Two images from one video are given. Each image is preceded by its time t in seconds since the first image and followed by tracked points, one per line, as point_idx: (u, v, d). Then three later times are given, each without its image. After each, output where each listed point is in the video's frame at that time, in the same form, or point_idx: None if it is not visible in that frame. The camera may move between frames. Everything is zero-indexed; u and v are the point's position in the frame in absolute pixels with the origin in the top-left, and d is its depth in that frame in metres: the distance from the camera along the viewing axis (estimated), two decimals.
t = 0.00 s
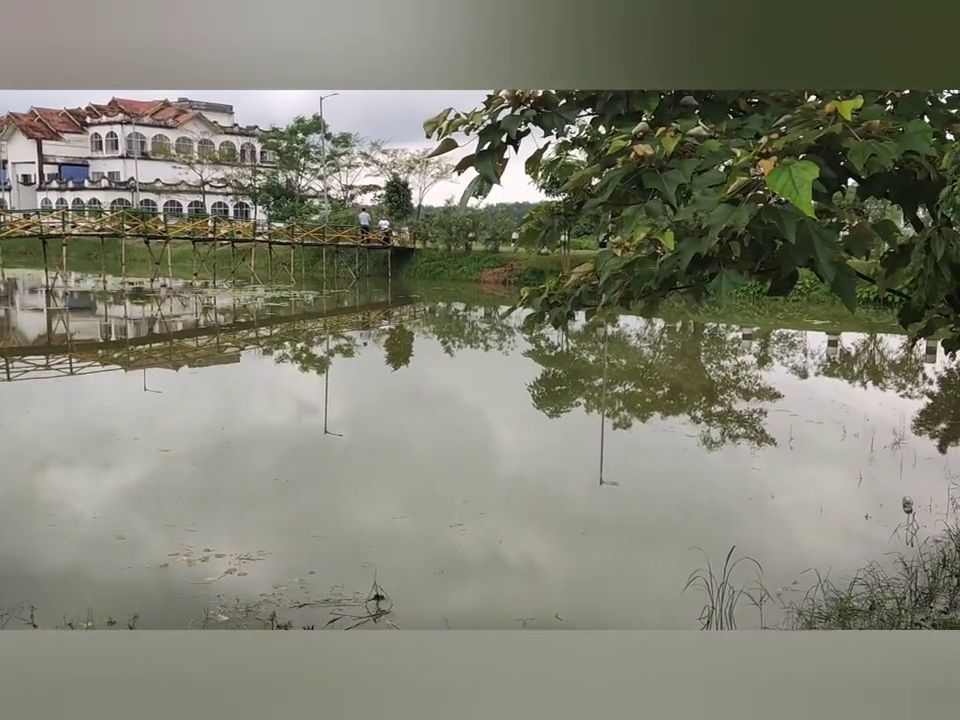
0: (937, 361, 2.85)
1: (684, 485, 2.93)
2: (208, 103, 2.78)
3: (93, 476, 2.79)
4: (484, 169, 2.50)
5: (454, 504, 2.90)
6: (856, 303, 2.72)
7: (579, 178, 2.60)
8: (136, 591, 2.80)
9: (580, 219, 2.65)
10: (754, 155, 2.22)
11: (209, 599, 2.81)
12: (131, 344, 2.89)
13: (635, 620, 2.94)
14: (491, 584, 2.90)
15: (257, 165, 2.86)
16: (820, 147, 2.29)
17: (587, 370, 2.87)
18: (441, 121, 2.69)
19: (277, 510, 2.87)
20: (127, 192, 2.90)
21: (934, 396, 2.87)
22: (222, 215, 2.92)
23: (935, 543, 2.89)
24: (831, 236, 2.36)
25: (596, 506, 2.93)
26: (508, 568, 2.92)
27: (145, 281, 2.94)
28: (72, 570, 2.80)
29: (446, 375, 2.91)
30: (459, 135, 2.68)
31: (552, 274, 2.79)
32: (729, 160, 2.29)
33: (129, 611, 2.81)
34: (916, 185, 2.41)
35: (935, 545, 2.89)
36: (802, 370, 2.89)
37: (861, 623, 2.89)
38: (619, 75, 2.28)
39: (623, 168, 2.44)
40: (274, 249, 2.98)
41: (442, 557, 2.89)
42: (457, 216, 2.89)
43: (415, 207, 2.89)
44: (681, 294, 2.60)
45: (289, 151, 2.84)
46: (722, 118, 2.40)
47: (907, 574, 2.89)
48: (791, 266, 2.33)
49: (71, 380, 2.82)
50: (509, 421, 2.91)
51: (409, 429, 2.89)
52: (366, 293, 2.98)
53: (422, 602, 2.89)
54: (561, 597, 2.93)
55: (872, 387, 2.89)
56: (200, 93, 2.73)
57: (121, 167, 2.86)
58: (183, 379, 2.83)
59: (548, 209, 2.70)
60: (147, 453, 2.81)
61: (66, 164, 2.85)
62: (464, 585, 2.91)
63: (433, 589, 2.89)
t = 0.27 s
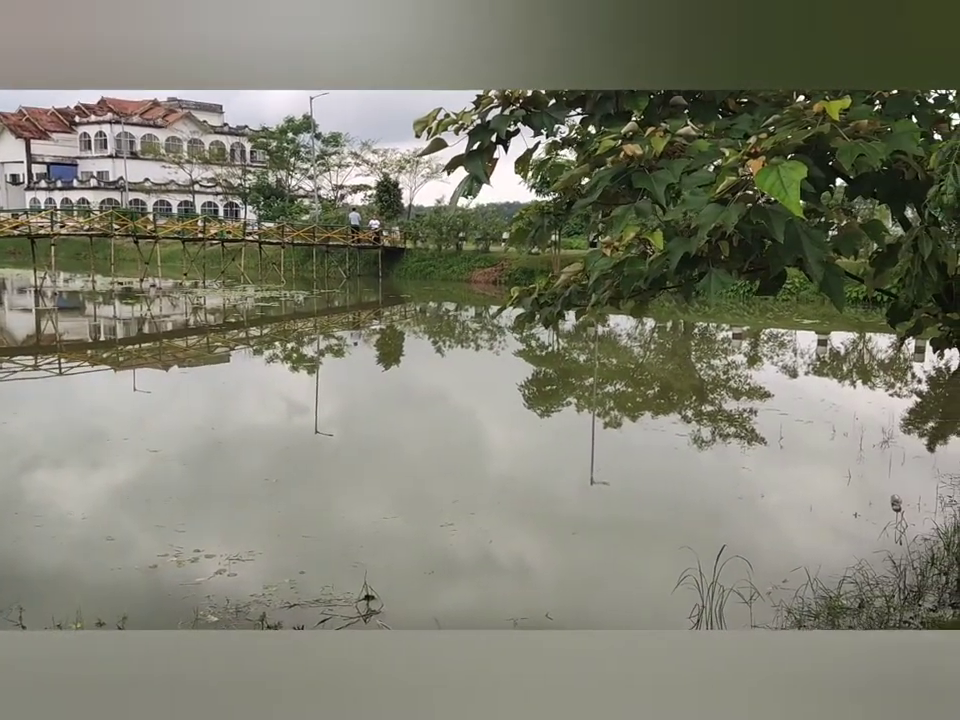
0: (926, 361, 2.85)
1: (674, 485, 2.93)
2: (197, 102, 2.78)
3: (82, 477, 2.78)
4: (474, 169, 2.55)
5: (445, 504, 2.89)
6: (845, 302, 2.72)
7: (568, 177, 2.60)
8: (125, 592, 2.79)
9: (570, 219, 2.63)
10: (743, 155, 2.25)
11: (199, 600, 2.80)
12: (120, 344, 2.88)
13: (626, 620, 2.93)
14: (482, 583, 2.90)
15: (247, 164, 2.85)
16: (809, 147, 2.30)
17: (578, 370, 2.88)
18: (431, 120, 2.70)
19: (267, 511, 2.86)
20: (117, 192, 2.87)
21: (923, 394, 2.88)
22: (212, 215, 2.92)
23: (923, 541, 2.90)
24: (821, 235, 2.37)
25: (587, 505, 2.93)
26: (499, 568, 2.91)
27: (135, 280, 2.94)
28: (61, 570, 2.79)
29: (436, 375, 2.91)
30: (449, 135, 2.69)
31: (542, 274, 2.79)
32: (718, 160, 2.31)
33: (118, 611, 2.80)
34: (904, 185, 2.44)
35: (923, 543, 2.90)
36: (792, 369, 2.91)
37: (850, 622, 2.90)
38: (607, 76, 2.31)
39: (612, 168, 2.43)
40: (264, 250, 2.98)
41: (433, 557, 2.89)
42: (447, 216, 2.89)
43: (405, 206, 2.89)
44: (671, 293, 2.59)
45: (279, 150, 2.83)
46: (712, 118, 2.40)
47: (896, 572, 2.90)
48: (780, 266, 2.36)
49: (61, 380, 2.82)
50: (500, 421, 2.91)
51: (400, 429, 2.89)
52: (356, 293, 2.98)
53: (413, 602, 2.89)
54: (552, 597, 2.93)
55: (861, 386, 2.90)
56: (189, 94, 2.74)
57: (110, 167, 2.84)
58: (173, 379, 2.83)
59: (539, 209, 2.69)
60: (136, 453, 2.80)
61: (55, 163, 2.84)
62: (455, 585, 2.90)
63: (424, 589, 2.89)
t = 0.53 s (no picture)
0: (919, 360, 2.86)
1: (669, 484, 2.93)
2: (190, 102, 2.76)
3: (76, 477, 2.77)
4: (468, 169, 2.53)
5: (440, 505, 2.89)
6: (840, 303, 2.76)
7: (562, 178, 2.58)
8: (119, 593, 2.79)
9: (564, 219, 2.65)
10: (736, 155, 2.26)
11: (192, 600, 2.80)
12: (113, 344, 2.88)
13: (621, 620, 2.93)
14: (476, 583, 2.90)
15: (240, 163, 2.84)
16: (803, 147, 2.31)
17: (572, 370, 2.87)
18: (422, 119, 2.70)
19: (262, 512, 2.86)
20: (110, 192, 2.89)
21: (915, 394, 2.89)
22: (206, 215, 2.91)
23: (916, 540, 2.91)
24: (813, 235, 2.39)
25: (580, 506, 2.93)
26: (493, 568, 2.91)
27: (128, 280, 2.93)
28: (54, 571, 2.78)
29: (430, 375, 2.91)
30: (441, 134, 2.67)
31: (536, 274, 2.80)
32: (712, 160, 2.31)
33: (111, 612, 2.79)
34: (895, 185, 2.45)
35: (916, 542, 2.91)
36: (785, 368, 2.91)
37: (843, 620, 2.92)
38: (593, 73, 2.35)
39: (605, 168, 2.43)
40: (259, 251, 2.98)
41: (427, 558, 2.89)
42: (441, 216, 2.91)
43: (399, 207, 2.91)
44: (665, 293, 2.61)
45: (273, 150, 2.83)
46: (704, 118, 2.40)
47: (889, 571, 2.91)
48: (773, 266, 2.33)
49: (54, 381, 2.80)
50: (494, 421, 2.91)
51: (394, 429, 2.88)
52: (349, 292, 2.98)
53: (407, 603, 2.89)
54: (547, 598, 2.93)
55: (855, 386, 2.91)
56: (184, 93, 2.73)
57: (103, 167, 2.85)
58: (166, 379, 2.82)
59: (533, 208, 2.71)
60: (129, 454, 2.79)
61: (47, 163, 2.84)
62: (450, 586, 2.90)
63: (418, 591, 2.88)
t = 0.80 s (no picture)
0: (917, 361, 2.86)
1: (668, 485, 2.93)
2: (188, 102, 2.74)
3: (75, 478, 2.77)
4: (467, 168, 2.32)
5: (439, 505, 2.89)
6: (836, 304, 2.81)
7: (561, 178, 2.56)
8: (117, 594, 2.79)
9: (562, 218, 2.64)
10: (734, 154, 2.22)
11: (191, 601, 2.79)
12: (111, 344, 2.88)
13: (620, 621, 2.93)
14: (475, 583, 2.90)
15: (239, 163, 2.84)
16: (800, 148, 2.30)
17: (571, 371, 2.88)
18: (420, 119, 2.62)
19: (261, 512, 2.86)
20: (108, 192, 2.89)
21: (914, 394, 2.89)
22: (204, 215, 2.92)
23: (915, 540, 2.91)
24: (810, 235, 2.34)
25: (579, 506, 2.93)
26: (491, 568, 2.91)
27: (126, 280, 2.92)
28: (53, 572, 2.78)
29: (429, 375, 2.90)
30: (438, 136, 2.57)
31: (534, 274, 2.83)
32: (710, 160, 2.28)
33: (110, 612, 2.79)
34: (894, 184, 2.40)
35: (914, 542, 2.91)
36: (784, 368, 2.91)
37: (841, 620, 2.92)
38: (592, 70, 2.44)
39: (602, 167, 2.33)
40: (258, 252, 2.99)
41: (426, 558, 2.88)
42: (440, 217, 2.91)
43: (398, 208, 2.93)
44: (663, 293, 2.65)
45: (271, 150, 2.81)
46: (702, 118, 2.39)
47: (887, 571, 2.91)
48: (770, 266, 2.30)
49: (52, 381, 2.80)
50: (493, 421, 2.91)
51: (392, 429, 2.88)
52: (347, 291, 2.98)
53: (406, 603, 2.89)
54: (546, 598, 2.92)
55: (853, 386, 2.91)
56: (183, 92, 2.70)
57: (101, 167, 2.85)
58: (164, 380, 2.82)
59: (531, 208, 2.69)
60: (127, 454, 2.79)
61: (45, 164, 2.85)
62: (449, 586, 2.90)
63: (417, 592, 2.88)
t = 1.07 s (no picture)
0: (920, 361, 2.86)
1: (670, 485, 2.92)
2: (191, 103, 2.75)
3: (78, 479, 2.78)
4: (468, 168, 2.39)
5: (441, 505, 2.89)
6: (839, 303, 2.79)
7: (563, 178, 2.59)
8: (120, 594, 2.79)
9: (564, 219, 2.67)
10: (737, 155, 2.20)
11: (193, 602, 2.80)
12: (114, 345, 2.88)
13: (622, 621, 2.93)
14: (477, 583, 2.90)
15: (241, 164, 2.84)
16: (803, 148, 2.30)
17: (573, 371, 2.87)
18: (422, 120, 2.65)
19: (264, 513, 2.86)
20: (110, 193, 2.89)
21: (917, 394, 2.89)
22: (206, 215, 2.91)
23: (918, 540, 2.91)
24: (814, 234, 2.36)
25: (582, 506, 2.92)
26: (493, 568, 2.91)
27: (129, 281, 2.93)
28: (56, 573, 2.78)
29: (430, 375, 2.90)
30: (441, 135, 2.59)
31: (537, 274, 2.80)
32: (713, 160, 2.26)
33: (113, 612, 2.80)
34: (897, 184, 2.44)
35: (918, 543, 2.91)
36: (786, 369, 2.91)
37: (844, 621, 2.91)
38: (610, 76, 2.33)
39: (605, 168, 2.37)
40: (260, 252, 2.99)
41: (428, 558, 2.89)
42: (442, 217, 2.90)
43: (400, 207, 2.90)
44: (665, 294, 2.63)
45: (273, 151, 2.82)
46: (705, 118, 2.39)
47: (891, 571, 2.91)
48: (773, 267, 2.31)
49: (55, 382, 2.81)
50: (495, 421, 2.91)
51: (395, 430, 2.88)
52: (349, 292, 2.98)
53: (408, 603, 2.89)
54: (549, 598, 2.93)
55: (856, 387, 2.90)
56: (184, 92, 2.71)
57: (104, 168, 2.85)
58: (166, 381, 2.81)
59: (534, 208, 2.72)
60: (129, 455, 2.79)
61: (48, 165, 2.84)
62: (451, 586, 2.90)
63: (419, 592, 2.88)
